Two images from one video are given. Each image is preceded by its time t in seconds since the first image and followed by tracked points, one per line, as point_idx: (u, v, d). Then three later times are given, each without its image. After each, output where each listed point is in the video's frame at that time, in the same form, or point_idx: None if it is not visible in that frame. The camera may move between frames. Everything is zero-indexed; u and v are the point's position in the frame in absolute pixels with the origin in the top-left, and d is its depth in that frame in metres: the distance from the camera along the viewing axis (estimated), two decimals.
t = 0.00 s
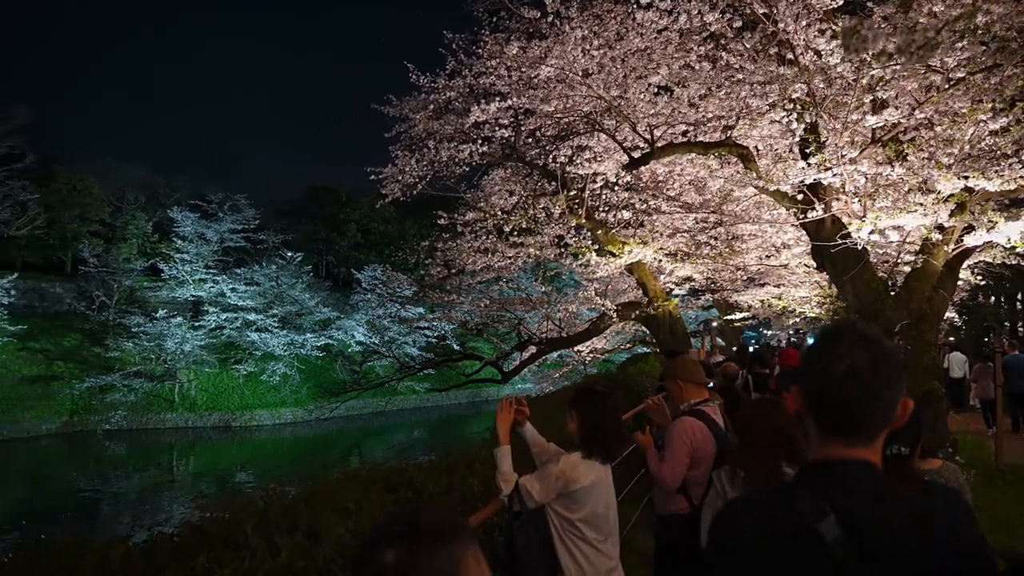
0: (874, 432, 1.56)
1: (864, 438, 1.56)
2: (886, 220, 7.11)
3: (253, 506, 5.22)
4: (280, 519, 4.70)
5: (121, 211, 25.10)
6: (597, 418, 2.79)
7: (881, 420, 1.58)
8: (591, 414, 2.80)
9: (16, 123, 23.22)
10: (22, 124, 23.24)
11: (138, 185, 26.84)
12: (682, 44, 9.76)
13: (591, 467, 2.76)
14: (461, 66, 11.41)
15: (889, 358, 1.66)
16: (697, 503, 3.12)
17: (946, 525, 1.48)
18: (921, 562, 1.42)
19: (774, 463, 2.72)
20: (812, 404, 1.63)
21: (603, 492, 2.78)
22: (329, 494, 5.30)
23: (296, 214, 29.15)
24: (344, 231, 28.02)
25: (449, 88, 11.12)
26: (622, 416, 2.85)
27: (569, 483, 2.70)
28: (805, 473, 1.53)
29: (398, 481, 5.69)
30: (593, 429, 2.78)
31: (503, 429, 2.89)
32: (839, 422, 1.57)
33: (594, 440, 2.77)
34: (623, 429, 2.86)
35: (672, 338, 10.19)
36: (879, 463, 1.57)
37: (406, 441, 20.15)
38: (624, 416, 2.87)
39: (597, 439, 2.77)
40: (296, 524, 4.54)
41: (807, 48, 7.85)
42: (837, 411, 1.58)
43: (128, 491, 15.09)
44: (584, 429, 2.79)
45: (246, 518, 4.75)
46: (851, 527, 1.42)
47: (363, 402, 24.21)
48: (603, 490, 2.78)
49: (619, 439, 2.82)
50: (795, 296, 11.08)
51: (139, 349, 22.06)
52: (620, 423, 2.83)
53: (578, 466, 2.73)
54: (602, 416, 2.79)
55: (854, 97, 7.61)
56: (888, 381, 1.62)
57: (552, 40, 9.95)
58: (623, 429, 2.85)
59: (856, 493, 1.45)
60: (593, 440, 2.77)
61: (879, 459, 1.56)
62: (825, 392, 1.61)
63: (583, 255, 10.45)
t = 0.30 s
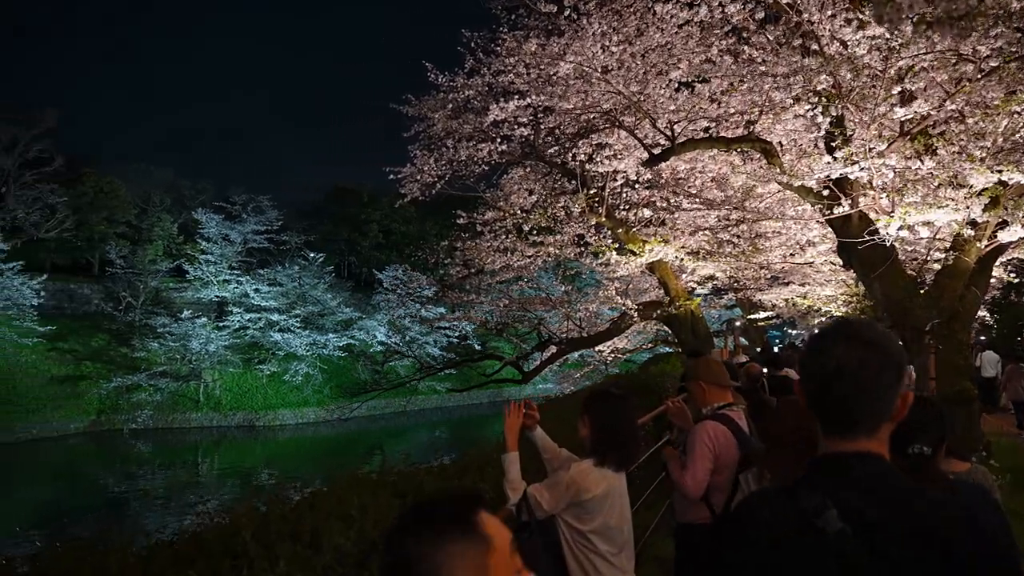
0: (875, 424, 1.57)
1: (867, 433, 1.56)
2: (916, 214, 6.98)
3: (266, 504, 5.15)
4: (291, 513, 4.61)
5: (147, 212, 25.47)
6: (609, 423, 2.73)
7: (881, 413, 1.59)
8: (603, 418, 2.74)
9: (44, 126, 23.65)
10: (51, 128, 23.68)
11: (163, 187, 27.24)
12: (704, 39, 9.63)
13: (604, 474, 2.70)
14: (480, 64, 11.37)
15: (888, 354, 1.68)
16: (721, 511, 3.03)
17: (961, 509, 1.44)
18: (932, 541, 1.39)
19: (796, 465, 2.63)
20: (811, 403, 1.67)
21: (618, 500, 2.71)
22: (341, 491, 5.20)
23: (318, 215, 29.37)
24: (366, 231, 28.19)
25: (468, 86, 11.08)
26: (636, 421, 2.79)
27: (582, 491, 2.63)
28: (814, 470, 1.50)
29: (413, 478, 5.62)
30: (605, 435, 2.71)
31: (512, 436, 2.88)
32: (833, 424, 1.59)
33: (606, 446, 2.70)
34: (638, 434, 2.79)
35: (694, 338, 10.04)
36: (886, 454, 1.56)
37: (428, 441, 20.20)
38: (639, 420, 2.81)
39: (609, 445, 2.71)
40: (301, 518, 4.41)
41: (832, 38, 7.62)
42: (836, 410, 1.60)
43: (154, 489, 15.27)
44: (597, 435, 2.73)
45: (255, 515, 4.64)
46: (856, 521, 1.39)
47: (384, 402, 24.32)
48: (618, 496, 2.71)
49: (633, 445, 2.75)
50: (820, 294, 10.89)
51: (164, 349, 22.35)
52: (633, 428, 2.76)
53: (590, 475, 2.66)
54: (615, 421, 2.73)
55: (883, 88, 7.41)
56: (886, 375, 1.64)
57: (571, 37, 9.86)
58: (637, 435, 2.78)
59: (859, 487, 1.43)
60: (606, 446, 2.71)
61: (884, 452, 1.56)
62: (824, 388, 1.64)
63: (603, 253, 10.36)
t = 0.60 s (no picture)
0: (910, 412, 1.62)
1: (897, 416, 1.62)
2: (949, 210, 6.77)
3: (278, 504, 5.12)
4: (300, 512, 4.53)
5: (172, 213, 25.87)
6: (625, 423, 2.67)
7: (910, 402, 1.63)
8: (618, 418, 2.68)
9: (72, 129, 24.07)
10: (78, 130, 24.11)
11: (188, 188, 27.60)
12: (726, 34, 9.51)
13: (621, 477, 2.63)
14: (499, 63, 11.32)
15: (920, 343, 1.75)
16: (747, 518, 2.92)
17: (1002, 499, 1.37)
18: (957, 544, 1.34)
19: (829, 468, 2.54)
20: (842, 389, 1.76)
21: (636, 504, 2.65)
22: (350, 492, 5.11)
23: (340, 215, 29.57)
24: (387, 232, 28.32)
25: (487, 85, 11.02)
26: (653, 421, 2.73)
27: (598, 496, 2.58)
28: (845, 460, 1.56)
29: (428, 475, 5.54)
30: (621, 437, 2.66)
31: (524, 438, 2.84)
32: (863, 402, 1.67)
33: (622, 448, 2.65)
34: (657, 436, 2.74)
35: (716, 338, 9.93)
36: (919, 443, 1.58)
37: (449, 441, 20.20)
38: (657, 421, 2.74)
39: (626, 447, 2.65)
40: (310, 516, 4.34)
41: (860, 28, 7.48)
42: (862, 399, 1.68)
43: (179, 486, 15.46)
44: (613, 436, 2.67)
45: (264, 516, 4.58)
46: (889, 511, 1.39)
47: (405, 402, 24.40)
48: (636, 501, 2.65)
49: (651, 448, 2.68)
50: (846, 294, 10.68)
51: (188, 348, 22.60)
52: (650, 429, 2.70)
53: (606, 480, 2.61)
54: (631, 422, 2.67)
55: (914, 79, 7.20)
56: (918, 362, 1.70)
57: (589, 34, 9.69)
58: (655, 436, 2.72)
59: (892, 478, 1.45)
60: (622, 447, 2.65)
61: (919, 441, 1.60)
62: (851, 377, 1.74)
63: (624, 252, 10.30)
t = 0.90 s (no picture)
0: (1007, 425, 1.66)
1: (992, 433, 1.66)
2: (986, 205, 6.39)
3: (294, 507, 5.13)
4: (317, 515, 4.53)
5: (194, 215, 26.17)
6: (641, 425, 2.56)
7: (1008, 415, 1.67)
8: (636, 421, 2.57)
9: (97, 133, 24.43)
10: (103, 134, 24.45)
11: (210, 190, 27.92)
12: (747, 31, 9.49)
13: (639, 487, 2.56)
14: (517, 62, 11.28)
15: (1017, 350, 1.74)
16: (775, 527, 2.87)
17: None
18: None
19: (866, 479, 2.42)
20: (937, 394, 1.78)
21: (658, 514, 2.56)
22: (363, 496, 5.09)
23: (359, 216, 29.73)
24: (405, 232, 28.42)
25: (504, 84, 10.99)
26: (674, 423, 2.60)
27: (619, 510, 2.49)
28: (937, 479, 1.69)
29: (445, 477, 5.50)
30: (638, 440, 2.55)
31: (541, 443, 2.71)
32: (969, 416, 1.69)
33: (640, 453, 2.54)
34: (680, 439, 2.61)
35: (738, 338, 9.81)
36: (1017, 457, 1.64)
37: (468, 441, 20.20)
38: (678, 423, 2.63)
39: (644, 452, 2.54)
40: (328, 518, 4.33)
41: (891, 18, 7.41)
42: (962, 406, 1.71)
43: (202, 485, 15.62)
44: (630, 441, 2.57)
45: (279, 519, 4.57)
46: (985, 526, 1.56)
47: (424, 402, 24.46)
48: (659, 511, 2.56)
49: (672, 452, 2.56)
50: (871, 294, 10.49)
51: (210, 348, 22.84)
52: (671, 431, 2.57)
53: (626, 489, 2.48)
54: (647, 425, 2.56)
55: (946, 71, 7.17)
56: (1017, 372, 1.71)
57: (608, 31, 9.71)
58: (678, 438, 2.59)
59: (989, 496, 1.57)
60: (641, 452, 2.55)
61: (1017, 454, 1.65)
62: (948, 385, 1.75)
63: (644, 252, 10.22)
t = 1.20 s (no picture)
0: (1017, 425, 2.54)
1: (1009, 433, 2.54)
2: (1019, 200, 6.12)
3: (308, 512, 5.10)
4: (330, 519, 4.48)
5: (217, 217, 26.42)
6: (656, 427, 2.44)
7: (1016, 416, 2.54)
8: (653, 424, 2.46)
9: (121, 135, 24.71)
10: (126, 136, 24.73)
11: (232, 191, 28.21)
12: (770, 24, 9.40)
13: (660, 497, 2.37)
14: (535, 59, 11.16)
15: None
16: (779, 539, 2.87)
17: None
18: None
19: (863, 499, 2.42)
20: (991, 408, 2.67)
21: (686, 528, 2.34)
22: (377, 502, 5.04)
23: (379, 217, 29.82)
24: (424, 233, 28.48)
25: (523, 82, 10.91)
26: (692, 426, 2.46)
27: (640, 521, 2.30)
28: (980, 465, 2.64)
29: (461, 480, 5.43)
30: (655, 443, 2.41)
31: (559, 452, 2.64)
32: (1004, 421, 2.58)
33: (658, 456, 2.38)
34: (703, 444, 2.46)
35: (760, 338, 9.71)
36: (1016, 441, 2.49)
37: (488, 441, 20.17)
38: (696, 426, 2.49)
39: (662, 454, 2.38)
40: (342, 523, 4.28)
41: (919, 7, 7.20)
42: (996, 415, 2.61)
43: (224, 483, 15.75)
44: (646, 443, 2.43)
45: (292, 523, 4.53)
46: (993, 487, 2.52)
47: (443, 402, 24.51)
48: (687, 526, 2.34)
49: (692, 455, 2.39)
50: (898, 293, 10.26)
51: (232, 348, 23.02)
52: (688, 432, 2.44)
53: (649, 505, 2.33)
54: (662, 426, 2.43)
55: (978, 64, 6.89)
56: None
57: (627, 27, 9.60)
58: (696, 441, 2.43)
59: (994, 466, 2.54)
60: (660, 455, 2.38)
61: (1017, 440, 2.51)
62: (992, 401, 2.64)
63: (663, 250, 10.11)
